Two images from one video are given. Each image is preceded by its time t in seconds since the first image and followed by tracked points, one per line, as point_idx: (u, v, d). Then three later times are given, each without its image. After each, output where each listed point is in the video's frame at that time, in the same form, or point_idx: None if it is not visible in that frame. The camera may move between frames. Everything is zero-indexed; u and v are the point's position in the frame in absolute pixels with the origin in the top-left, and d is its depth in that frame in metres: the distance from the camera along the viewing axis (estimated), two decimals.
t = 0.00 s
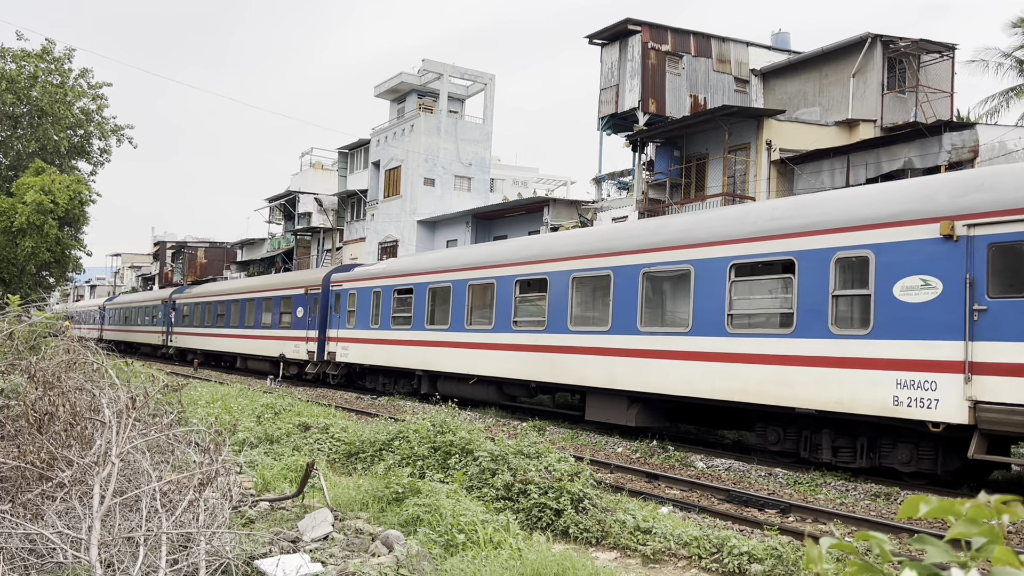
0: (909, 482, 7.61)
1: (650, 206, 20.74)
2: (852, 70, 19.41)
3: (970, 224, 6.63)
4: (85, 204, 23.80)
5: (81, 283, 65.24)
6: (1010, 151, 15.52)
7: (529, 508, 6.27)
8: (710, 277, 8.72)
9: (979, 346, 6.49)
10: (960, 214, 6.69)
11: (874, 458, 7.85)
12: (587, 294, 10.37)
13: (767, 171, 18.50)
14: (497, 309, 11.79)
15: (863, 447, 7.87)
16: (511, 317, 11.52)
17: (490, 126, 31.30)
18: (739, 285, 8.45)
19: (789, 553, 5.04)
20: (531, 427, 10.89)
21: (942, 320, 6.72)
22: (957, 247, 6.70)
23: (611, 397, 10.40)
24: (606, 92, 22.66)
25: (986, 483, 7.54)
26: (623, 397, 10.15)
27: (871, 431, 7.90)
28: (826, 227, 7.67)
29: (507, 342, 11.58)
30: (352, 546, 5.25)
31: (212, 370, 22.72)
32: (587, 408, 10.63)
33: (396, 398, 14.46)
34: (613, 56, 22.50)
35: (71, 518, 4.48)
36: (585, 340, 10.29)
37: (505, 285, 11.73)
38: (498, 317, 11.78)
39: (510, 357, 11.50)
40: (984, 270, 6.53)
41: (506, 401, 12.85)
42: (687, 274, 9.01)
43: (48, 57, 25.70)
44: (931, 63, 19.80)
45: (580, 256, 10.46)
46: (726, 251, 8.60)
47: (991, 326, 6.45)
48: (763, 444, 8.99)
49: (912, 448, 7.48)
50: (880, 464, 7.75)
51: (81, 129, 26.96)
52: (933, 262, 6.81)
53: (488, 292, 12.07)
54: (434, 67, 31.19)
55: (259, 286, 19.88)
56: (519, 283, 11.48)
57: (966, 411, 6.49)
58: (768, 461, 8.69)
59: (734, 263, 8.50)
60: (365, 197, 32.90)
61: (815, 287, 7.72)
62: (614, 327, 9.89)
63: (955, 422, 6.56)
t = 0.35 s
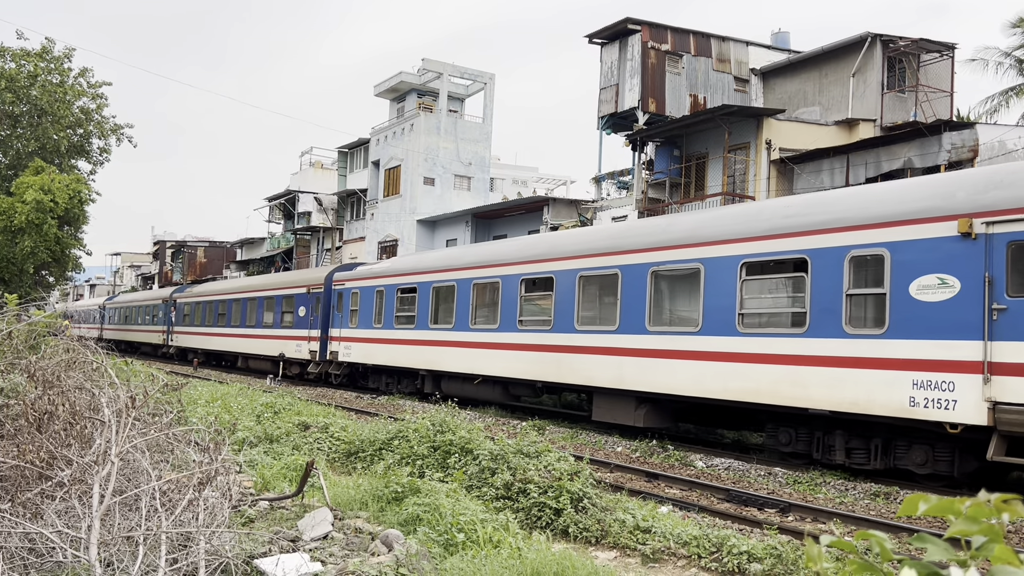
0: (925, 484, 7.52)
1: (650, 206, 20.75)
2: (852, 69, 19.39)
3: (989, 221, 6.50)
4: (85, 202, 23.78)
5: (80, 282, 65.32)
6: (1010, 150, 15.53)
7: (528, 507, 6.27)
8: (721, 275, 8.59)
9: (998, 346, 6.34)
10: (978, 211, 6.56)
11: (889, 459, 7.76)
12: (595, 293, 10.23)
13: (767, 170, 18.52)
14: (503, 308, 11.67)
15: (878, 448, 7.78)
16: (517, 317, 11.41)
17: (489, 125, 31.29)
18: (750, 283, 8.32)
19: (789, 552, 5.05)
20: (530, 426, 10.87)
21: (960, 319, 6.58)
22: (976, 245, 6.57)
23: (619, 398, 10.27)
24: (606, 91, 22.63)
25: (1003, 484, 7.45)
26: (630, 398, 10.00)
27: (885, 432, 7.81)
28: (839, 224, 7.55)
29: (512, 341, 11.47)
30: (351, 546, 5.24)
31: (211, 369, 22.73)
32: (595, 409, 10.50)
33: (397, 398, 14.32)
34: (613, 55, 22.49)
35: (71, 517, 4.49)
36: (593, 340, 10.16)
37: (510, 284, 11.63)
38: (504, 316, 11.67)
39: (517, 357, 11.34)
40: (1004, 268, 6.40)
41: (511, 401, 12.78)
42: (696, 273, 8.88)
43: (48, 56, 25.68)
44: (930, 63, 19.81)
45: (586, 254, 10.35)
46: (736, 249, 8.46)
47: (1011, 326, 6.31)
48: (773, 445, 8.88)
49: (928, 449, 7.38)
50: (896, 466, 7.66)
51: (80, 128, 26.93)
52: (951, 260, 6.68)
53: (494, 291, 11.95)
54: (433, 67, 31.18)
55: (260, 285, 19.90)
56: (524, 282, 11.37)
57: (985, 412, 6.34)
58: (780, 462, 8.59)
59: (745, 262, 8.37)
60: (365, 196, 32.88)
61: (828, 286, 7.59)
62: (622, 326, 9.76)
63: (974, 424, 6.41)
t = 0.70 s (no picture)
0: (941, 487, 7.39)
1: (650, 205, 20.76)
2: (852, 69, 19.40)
3: (1008, 219, 6.30)
4: (84, 202, 23.76)
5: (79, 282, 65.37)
6: (1009, 150, 15.53)
7: (528, 506, 6.26)
8: (731, 274, 8.43)
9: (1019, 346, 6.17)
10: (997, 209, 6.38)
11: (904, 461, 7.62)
12: (602, 292, 10.06)
13: (766, 170, 18.56)
14: (508, 308, 11.54)
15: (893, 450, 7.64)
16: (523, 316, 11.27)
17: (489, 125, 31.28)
18: (762, 283, 8.17)
19: (789, 552, 5.05)
20: (530, 425, 10.86)
21: (979, 319, 6.42)
22: (995, 244, 6.38)
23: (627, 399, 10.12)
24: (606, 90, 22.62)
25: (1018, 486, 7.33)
26: (639, 398, 9.86)
27: (900, 433, 7.67)
28: (853, 222, 7.39)
29: (517, 341, 11.33)
30: (351, 545, 5.24)
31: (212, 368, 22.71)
32: (602, 411, 10.37)
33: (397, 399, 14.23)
34: (612, 55, 22.49)
35: (71, 517, 4.49)
36: (600, 340, 9.99)
37: (516, 283, 11.50)
38: (509, 315, 11.53)
39: (523, 357, 11.18)
40: None
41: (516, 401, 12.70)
42: (706, 272, 8.72)
43: (47, 56, 25.66)
44: (931, 62, 19.79)
45: (589, 253, 10.26)
46: (748, 247, 8.30)
47: None
48: (785, 447, 8.75)
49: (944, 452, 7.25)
50: (911, 468, 7.53)
51: (80, 127, 26.90)
52: (970, 258, 6.52)
53: (499, 290, 11.81)
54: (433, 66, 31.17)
55: (261, 285, 19.93)
56: (529, 282, 11.24)
57: (1005, 414, 6.19)
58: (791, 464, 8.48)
59: (757, 261, 8.21)
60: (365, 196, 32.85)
61: (842, 286, 7.42)
62: (630, 326, 9.59)
63: (993, 425, 6.25)
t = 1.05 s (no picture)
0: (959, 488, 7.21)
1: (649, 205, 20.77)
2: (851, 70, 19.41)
3: None
4: (84, 201, 23.76)
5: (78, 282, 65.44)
6: (1009, 150, 15.54)
7: (528, 506, 6.27)
8: (744, 273, 8.31)
9: None
10: (1018, 207, 6.28)
11: (921, 463, 7.41)
12: (610, 291, 9.93)
13: (766, 170, 18.56)
14: (514, 307, 11.44)
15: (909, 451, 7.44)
16: (529, 315, 11.16)
17: (489, 125, 31.28)
18: (774, 282, 8.05)
19: (789, 552, 5.06)
20: (529, 425, 10.84)
21: (999, 319, 6.31)
22: (1016, 242, 6.28)
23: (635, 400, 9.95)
24: (606, 90, 22.62)
25: None
26: (647, 399, 9.69)
27: (917, 434, 7.46)
28: (869, 221, 7.29)
29: (524, 341, 11.21)
30: (350, 545, 5.24)
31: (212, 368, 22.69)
32: (609, 412, 10.20)
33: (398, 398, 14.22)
34: (612, 55, 22.50)
35: (71, 517, 4.50)
36: (607, 340, 9.86)
37: (522, 283, 11.40)
38: (515, 315, 11.43)
39: (528, 357, 11.10)
40: None
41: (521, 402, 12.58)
42: (717, 271, 8.60)
43: (47, 55, 25.65)
44: (931, 62, 19.80)
45: (591, 253, 10.23)
46: (760, 246, 8.19)
47: None
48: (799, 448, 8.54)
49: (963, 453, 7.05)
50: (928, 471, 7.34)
51: (80, 127, 26.91)
52: (989, 257, 6.42)
53: (505, 289, 11.72)
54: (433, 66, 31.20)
55: (262, 285, 19.95)
56: (536, 281, 11.14)
57: None
58: (796, 466, 8.37)
59: (769, 260, 8.09)
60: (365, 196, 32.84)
61: (858, 285, 7.31)
62: (638, 326, 9.46)
63: (1013, 426, 6.13)
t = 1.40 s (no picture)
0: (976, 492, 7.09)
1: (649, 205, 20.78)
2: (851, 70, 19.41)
3: None
4: (84, 201, 23.76)
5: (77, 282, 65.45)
6: (1009, 150, 15.54)
7: (527, 506, 6.27)
8: (756, 273, 8.16)
9: None
10: None
11: (939, 466, 7.30)
12: (618, 290, 9.80)
13: (766, 170, 18.57)
14: (520, 307, 11.35)
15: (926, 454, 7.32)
16: (535, 315, 11.05)
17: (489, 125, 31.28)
18: (787, 282, 7.89)
19: (788, 552, 5.06)
20: (529, 425, 10.84)
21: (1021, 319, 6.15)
22: None
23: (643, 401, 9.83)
24: (606, 90, 22.61)
25: None
26: (656, 400, 9.56)
27: (934, 437, 7.36)
28: (884, 218, 7.14)
29: (530, 342, 11.11)
30: (350, 545, 5.24)
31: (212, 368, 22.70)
32: (617, 413, 10.06)
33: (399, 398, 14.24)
34: (612, 55, 22.50)
35: (71, 517, 4.50)
36: (614, 340, 9.75)
37: (528, 282, 11.30)
38: (521, 314, 11.33)
39: (531, 357, 11.05)
40: None
41: (526, 403, 12.50)
42: (728, 270, 8.45)
43: (47, 55, 25.65)
44: (931, 62, 19.79)
45: (594, 253, 10.18)
46: (772, 245, 8.04)
47: None
48: (812, 450, 8.43)
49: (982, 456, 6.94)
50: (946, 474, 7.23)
51: (80, 127, 26.91)
52: (1010, 256, 6.25)
53: (510, 289, 11.64)
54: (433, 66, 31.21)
55: (263, 285, 19.97)
56: (541, 280, 11.01)
57: None
58: (791, 464, 8.46)
59: (782, 259, 7.94)
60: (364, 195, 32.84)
61: (874, 285, 7.15)
62: (647, 326, 9.32)
63: None
